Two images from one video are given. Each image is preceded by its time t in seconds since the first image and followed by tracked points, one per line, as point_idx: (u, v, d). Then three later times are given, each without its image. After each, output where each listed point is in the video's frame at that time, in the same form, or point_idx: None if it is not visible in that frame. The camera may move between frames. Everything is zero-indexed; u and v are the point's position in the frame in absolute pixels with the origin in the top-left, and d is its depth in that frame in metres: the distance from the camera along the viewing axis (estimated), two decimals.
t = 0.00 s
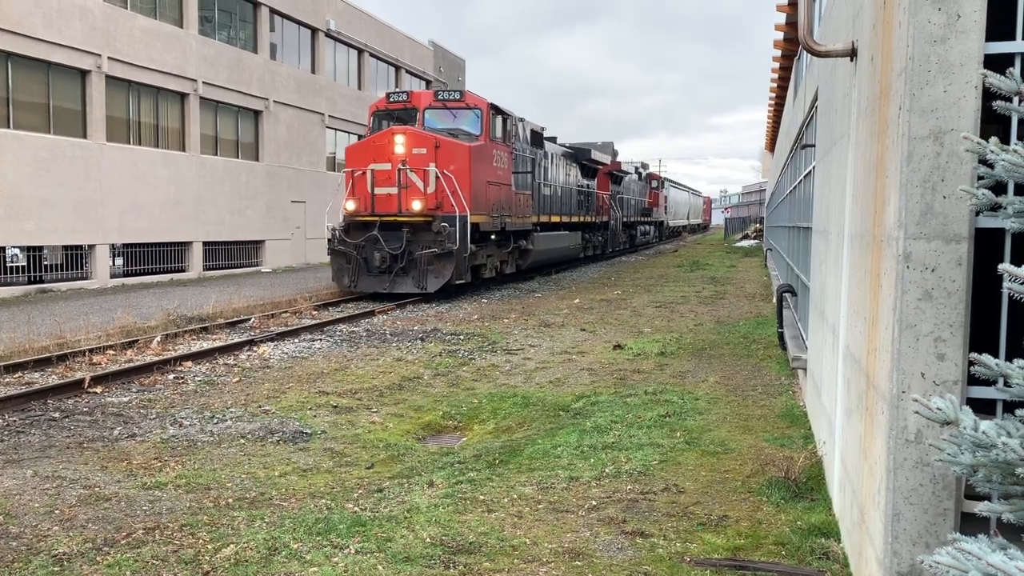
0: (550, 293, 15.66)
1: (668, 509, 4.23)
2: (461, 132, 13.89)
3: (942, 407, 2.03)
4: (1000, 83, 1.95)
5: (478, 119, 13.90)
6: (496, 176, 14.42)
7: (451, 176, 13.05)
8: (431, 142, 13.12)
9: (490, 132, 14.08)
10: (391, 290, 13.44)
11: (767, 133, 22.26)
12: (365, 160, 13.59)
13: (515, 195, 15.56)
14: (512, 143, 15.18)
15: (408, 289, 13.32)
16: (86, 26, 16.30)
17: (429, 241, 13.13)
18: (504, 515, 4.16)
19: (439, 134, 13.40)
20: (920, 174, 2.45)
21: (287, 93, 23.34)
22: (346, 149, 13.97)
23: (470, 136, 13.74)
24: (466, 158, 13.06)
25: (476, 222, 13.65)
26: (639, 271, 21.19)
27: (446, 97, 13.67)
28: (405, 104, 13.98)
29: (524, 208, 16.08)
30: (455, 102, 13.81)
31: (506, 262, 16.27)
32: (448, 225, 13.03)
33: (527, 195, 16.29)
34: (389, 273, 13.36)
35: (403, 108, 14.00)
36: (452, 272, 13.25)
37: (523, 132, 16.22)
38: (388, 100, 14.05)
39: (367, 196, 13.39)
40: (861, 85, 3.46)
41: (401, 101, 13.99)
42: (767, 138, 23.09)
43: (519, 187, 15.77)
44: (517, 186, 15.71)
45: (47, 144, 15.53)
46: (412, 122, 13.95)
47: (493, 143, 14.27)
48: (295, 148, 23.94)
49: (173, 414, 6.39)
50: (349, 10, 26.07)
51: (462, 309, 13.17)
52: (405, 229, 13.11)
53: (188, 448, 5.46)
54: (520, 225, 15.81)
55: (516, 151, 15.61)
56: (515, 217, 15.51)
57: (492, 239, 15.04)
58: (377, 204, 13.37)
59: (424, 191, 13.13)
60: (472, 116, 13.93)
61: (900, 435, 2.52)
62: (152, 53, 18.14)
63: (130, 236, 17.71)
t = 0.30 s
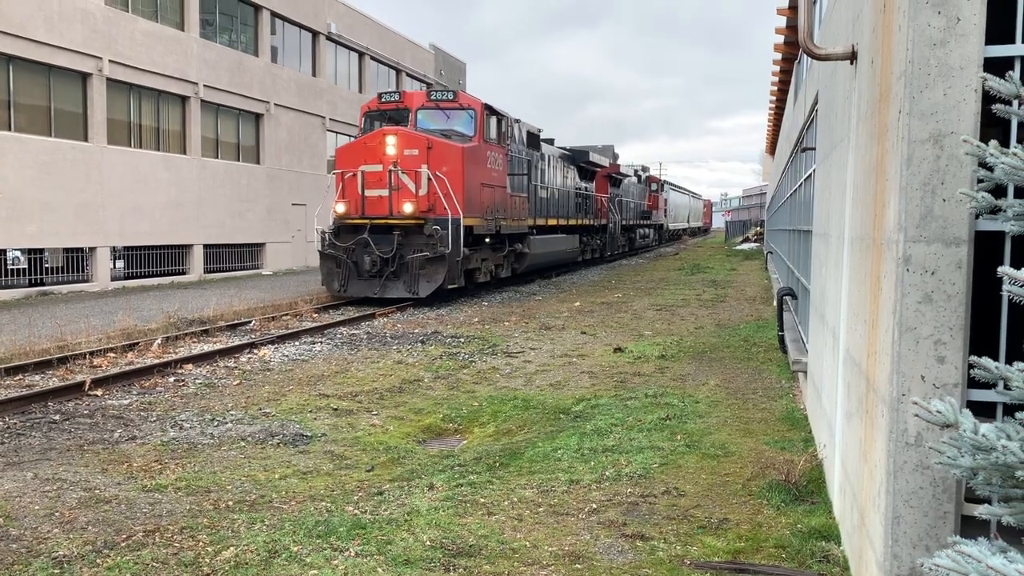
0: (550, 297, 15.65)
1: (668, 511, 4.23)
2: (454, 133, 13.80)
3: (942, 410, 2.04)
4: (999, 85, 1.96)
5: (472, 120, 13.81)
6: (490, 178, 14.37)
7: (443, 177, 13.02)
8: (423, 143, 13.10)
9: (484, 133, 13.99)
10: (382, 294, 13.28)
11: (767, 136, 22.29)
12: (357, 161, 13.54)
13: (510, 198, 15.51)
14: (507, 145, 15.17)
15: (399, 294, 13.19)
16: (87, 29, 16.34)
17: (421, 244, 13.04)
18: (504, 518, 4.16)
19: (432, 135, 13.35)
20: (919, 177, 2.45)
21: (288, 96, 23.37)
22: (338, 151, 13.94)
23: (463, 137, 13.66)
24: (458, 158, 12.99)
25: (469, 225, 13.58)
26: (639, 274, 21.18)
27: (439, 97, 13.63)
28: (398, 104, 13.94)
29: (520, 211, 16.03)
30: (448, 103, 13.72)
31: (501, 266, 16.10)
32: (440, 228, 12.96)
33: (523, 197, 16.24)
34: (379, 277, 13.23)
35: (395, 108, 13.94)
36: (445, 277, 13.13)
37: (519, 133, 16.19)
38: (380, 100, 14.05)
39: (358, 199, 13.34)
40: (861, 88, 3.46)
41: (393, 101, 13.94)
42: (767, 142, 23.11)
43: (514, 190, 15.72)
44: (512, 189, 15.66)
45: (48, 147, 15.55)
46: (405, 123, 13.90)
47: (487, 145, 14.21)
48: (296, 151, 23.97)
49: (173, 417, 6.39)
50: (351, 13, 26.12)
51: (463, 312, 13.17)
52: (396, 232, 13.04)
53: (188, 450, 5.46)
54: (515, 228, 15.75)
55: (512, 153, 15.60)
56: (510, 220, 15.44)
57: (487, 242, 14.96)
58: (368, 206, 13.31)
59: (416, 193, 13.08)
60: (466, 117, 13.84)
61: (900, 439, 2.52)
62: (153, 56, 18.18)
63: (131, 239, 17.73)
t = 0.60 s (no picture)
0: (551, 301, 15.64)
1: (669, 516, 4.22)
2: (448, 134, 13.63)
3: (942, 415, 2.04)
4: (1000, 91, 1.96)
5: (466, 121, 13.65)
6: (485, 181, 14.22)
7: (436, 181, 12.78)
8: (416, 146, 12.84)
9: (478, 136, 13.82)
10: (372, 300, 12.98)
11: (768, 140, 22.32)
12: (348, 164, 13.30)
13: (506, 201, 15.42)
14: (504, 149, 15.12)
15: (390, 300, 12.90)
16: (90, 33, 16.38)
17: (413, 248, 12.79)
18: (504, 523, 4.16)
19: (425, 137, 13.12)
20: (919, 183, 2.46)
21: (290, 100, 23.42)
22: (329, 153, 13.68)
23: (457, 140, 13.47)
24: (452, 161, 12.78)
25: (462, 230, 13.39)
26: (641, 279, 21.18)
27: (433, 98, 13.62)
28: (390, 105, 13.83)
29: (516, 215, 15.96)
30: (442, 104, 13.64)
31: (497, 271, 16.02)
32: (433, 232, 12.76)
33: (520, 201, 16.19)
34: (370, 283, 12.94)
35: (388, 109, 13.82)
36: (437, 283, 12.89)
37: (516, 136, 16.16)
38: (373, 101, 13.98)
39: (349, 202, 13.10)
40: (862, 94, 3.47)
41: (386, 101, 13.89)
42: (768, 146, 23.15)
43: (510, 194, 15.65)
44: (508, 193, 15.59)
45: (50, 152, 15.59)
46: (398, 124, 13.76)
47: (482, 147, 14.06)
48: (298, 155, 24.01)
49: (174, 421, 6.39)
50: (353, 18, 26.21)
51: (464, 316, 13.16)
52: (388, 236, 12.78)
53: (188, 454, 5.46)
54: (511, 232, 15.67)
55: (508, 157, 15.57)
56: (506, 224, 15.34)
57: (481, 247, 14.85)
58: (360, 210, 13.09)
59: (408, 196, 12.85)
60: (460, 119, 13.67)
61: (900, 444, 2.52)
62: (156, 61, 18.24)
63: (132, 243, 17.76)
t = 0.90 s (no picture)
0: (552, 305, 15.64)
1: (671, 521, 4.21)
2: (442, 137, 13.55)
3: (944, 420, 2.03)
4: (1001, 96, 1.96)
5: (460, 123, 13.55)
6: (480, 185, 14.12)
7: (429, 184, 12.67)
8: (409, 148, 12.73)
9: (473, 138, 13.73)
10: (363, 306, 12.78)
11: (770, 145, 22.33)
12: (339, 167, 13.13)
13: (502, 205, 15.34)
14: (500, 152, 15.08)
15: (382, 306, 12.72)
16: (93, 38, 16.43)
17: (405, 254, 12.58)
18: (505, 527, 4.15)
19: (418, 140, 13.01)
20: (921, 188, 2.46)
21: (292, 105, 23.47)
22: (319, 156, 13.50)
23: (451, 142, 13.40)
24: (445, 164, 12.69)
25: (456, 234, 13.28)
26: (642, 283, 21.17)
27: (427, 99, 13.53)
28: (384, 106, 13.72)
29: (513, 219, 15.91)
30: (436, 105, 13.57)
31: (493, 276, 15.92)
32: (425, 237, 12.62)
33: (516, 205, 16.15)
34: (360, 288, 12.74)
35: (381, 110, 13.71)
36: (430, 289, 12.67)
37: (513, 139, 16.14)
38: (365, 103, 13.87)
39: (340, 206, 12.91)
40: (863, 98, 3.47)
41: (379, 104, 13.79)
42: (770, 150, 23.17)
43: (506, 198, 15.59)
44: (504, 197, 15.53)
45: (53, 156, 15.64)
46: (391, 126, 13.64)
47: (477, 150, 13.98)
48: (300, 160, 24.06)
49: (175, 425, 6.40)
50: (355, 23, 26.29)
51: (465, 321, 13.16)
52: (379, 241, 12.56)
53: (190, 459, 5.46)
54: (508, 237, 15.60)
55: (505, 161, 15.55)
56: (502, 229, 15.26)
57: (476, 252, 14.72)
58: (351, 214, 12.90)
59: (401, 200, 12.68)
60: (454, 121, 13.57)
61: (902, 448, 2.52)
62: (158, 66, 18.29)
63: (135, 247, 17.79)
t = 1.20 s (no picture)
0: (554, 309, 15.63)
1: (674, 525, 4.20)
2: (435, 137, 13.35)
3: (948, 423, 2.02)
4: (1004, 98, 1.95)
5: (455, 124, 13.41)
6: (475, 187, 13.94)
7: (422, 186, 12.42)
8: (401, 149, 12.47)
9: (467, 139, 13.55)
10: (353, 312, 12.57)
11: (773, 148, 22.33)
12: (330, 169, 12.90)
13: (497, 208, 15.17)
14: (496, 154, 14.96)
15: (373, 312, 12.49)
16: (96, 42, 16.48)
17: (397, 258, 12.36)
18: (508, 531, 4.14)
19: (410, 141, 12.76)
20: (924, 192, 2.45)
21: (294, 108, 23.51)
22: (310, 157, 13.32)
23: (445, 143, 13.22)
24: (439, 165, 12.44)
25: (450, 238, 13.04)
26: (645, 287, 21.13)
27: (420, 99, 13.36)
28: (375, 107, 13.57)
29: (508, 222, 15.78)
30: (430, 105, 13.41)
31: (489, 280, 15.68)
32: (417, 240, 12.37)
33: (513, 208, 16.04)
34: (350, 294, 12.52)
35: (373, 110, 13.56)
36: (422, 294, 12.43)
37: (509, 141, 16.08)
38: (358, 104, 13.72)
39: (330, 209, 12.70)
40: (866, 102, 3.47)
41: (371, 104, 13.64)
42: (772, 153, 23.16)
43: (502, 201, 15.46)
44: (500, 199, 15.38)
45: (56, 159, 15.67)
46: (383, 126, 13.46)
47: (471, 151, 13.80)
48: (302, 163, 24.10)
49: (178, 428, 6.40)
50: (357, 26, 26.32)
51: (468, 324, 13.15)
52: (370, 245, 12.35)
53: (192, 462, 5.46)
54: (504, 240, 15.45)
55: (501, 163, 15.44)
56: (497, 232, 15.09)
57: (471, 256, 14.52)
58: (342, 217, 12.68)
59: (392, 202, 12.47)
60: (449, 122, 13.45)
61: (905, 452, 2.51)
62: (161, 70, 18.34)
63: (137, 251, 17.82)
